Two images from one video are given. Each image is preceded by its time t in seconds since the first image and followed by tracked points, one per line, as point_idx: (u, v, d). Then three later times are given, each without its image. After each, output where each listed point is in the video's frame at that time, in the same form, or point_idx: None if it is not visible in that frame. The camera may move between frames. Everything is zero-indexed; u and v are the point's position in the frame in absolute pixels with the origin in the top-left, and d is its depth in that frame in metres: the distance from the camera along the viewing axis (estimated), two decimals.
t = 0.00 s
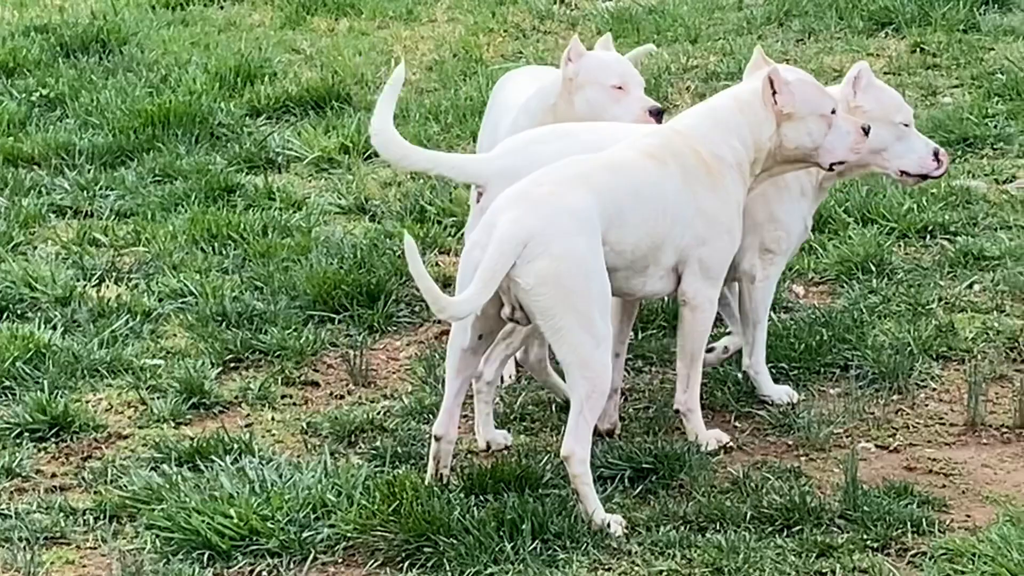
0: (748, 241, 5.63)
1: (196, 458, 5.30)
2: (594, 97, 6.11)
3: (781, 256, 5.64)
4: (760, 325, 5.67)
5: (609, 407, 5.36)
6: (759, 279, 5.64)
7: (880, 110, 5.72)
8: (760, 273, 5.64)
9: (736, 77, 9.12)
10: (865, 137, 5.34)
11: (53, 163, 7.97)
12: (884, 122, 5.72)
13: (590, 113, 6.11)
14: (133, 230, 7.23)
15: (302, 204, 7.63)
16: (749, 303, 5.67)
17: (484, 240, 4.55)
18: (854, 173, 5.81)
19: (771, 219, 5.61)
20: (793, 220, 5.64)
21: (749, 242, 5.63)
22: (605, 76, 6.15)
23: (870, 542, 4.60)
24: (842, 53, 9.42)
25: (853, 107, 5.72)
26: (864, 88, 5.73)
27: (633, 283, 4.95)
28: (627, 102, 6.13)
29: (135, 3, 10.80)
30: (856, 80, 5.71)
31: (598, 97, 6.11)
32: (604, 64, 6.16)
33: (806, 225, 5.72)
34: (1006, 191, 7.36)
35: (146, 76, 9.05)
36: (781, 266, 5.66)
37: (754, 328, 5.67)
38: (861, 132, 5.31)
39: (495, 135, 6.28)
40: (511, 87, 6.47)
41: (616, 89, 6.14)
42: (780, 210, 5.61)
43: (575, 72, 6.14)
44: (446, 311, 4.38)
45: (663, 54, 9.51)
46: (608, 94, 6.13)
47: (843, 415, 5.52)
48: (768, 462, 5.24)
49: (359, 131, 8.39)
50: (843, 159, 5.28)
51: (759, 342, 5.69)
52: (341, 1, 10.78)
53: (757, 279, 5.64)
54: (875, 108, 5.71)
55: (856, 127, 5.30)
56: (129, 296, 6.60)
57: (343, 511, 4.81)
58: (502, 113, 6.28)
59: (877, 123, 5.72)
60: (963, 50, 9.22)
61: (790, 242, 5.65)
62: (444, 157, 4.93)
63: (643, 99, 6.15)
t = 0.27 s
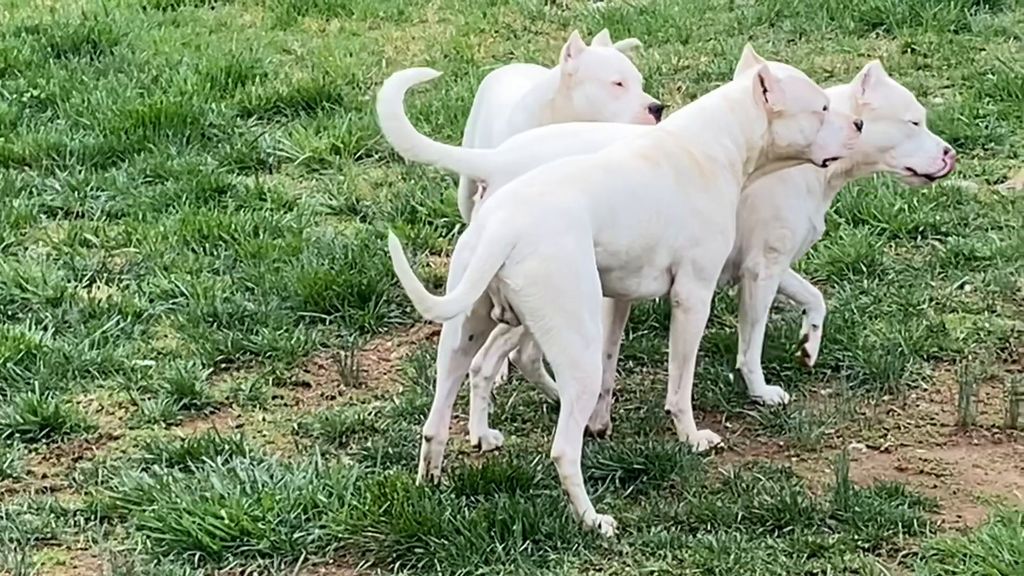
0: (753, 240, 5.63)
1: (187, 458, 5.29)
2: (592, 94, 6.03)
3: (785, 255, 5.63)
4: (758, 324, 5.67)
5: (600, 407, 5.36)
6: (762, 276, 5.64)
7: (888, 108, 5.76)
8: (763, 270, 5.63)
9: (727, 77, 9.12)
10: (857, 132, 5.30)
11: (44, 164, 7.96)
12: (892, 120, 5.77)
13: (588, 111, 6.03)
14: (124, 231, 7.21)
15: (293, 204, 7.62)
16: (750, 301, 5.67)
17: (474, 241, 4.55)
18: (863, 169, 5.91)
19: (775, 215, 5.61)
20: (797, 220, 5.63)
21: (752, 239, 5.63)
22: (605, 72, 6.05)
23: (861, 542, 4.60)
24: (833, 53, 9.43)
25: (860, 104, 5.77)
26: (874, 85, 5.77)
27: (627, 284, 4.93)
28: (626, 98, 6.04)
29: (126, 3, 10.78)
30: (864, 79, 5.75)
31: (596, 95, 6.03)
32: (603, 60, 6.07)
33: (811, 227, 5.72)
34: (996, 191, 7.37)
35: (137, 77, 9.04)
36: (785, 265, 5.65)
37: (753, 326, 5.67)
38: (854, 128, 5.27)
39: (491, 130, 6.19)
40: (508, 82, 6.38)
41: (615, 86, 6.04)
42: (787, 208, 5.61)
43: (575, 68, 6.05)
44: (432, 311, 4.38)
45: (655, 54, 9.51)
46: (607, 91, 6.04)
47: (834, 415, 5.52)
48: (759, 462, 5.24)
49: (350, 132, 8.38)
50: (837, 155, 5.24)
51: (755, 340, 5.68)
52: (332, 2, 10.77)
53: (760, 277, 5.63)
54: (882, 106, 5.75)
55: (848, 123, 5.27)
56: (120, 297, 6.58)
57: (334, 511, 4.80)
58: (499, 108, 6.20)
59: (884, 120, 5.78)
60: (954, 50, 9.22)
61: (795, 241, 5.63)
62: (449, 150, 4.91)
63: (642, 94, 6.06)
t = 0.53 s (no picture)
0: (754, 238, 5.66)
1: (178, 459, 5.28)
2: (588, 89, 6.03)
3: (785, 256, 5.66)
4: (754, 322, 5.69)
5: (591, 407, 5.36)
6: (761, 275, 5.67)
7: (900, 111, 5.83)
8: (762, 269, 5.67)
9: (718, 77, 9.13)
10: (849, 128, 5.29)
11: (35, 165, 7.94)
12: (905, 123, 5.83)
13: (584, 106, 6.04)
14: (115, 231, 7.20)
15: (284, 205, 7.61)
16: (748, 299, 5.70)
17: (464, 241, 4.54)
18: (876, 173, 5.94)
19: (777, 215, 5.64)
20: (799, 221, 5.66)
21: (754, 237, 5.66)
22: (600, 67, 6.06)
23: (852, 543, 4.60)
24: (824, 54, 9.43)
25: (872, 107, 5.84)
26: (886, 88, 5.82)
27: (620, 285, 4.93)
28: (622, 92, 6.05)
29: (117, 4, 10.76)
30: (877, 82, 5.81)
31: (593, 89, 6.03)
32: (597, 56, 6.08)
33: (815, 228, 5.72)
34: (987, 191, 7.38)
35: (128, 77, 9.02)
36: (785, 266, 5.69)
37: (750, 323, 5.69)
38: (844, 124, 5.26)
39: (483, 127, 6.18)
40: (497, 78, 6.37)
41: (610, 80, 6.05)
42: (789, 209, 5.64)
43: (569, 63, 6.05)
44: (419, 312, 4.36)
45: (646, 54, 9.51)
46: (603, 86, 6.04)
47: (825, 416, 5.52)
48: (750, 462, 5.24)
49: (342, 132, 8.37)
50: (828, 152, 5.24)
51: (751, 338, 5.69)
52: (324, 2, 10.76)
53: (759, 275, 5.67)
54: (894, 109, 5.82)
55: (839, 119, 5.26)
56: (111, 298, 6.57)
57: (325, 512, 4.79)
58: (491, 105, 6.18)
59: (897, 124, 5.84)
60: (945, 51, 9.23)
61: (795, 242, 5.67)
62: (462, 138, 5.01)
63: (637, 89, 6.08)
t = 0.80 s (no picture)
0: (755, 238, 5.64)
1: (168, 460, 5.27)
2: (579, 82, 5.99)
3: (785, 257, 5.64)
4: (748, 321, 5.67)
5: (581, 408, 5.36)
6: (760, 275, 5.65)
7: (917, 121, 5.69)
8: (760, 269, 5.64)
9: (707, 78, 9.13)
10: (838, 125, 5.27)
11: (24, 166, 7.92)
12: (920, 133, 5.69)
13: (575, 100, 6.00)
14: (104, 232, 7.18)
15: (274, 206, 7.60)
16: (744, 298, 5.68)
17: (454, 243, 4.54)
18: (891, 182, 5.82)
19: (779, 216, 5.60)
20: (800, 222, 5.61)
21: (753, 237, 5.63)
22: (589, 60, 6.01)
23: (842, 544, 4.60)
24: (814, 54, 9.44)
25: (888, 116, 5.71)
26: (902, 98, 5.69)
27: (610, 285, 4.93)
28: (613, 85, 6.00)
29: (106, 5, 10.74)
30: (894, 91, 5.68)
31: (583, 83, 5.98)
32: (587, 49, 6.02)
33: (819, 232, 5.67)
34: (976, 191, 7.39)
35: (117, 79, 9.00)
36: (784, 267, 5.66)
37: (745, 321, 5.67)
38: (833, 121, 5.24)
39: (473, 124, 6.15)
40: (487, 78, 6.34)
41: (600, 73, 6.00)
42: (792, 211, 5.60)
43: (560, 58, 6.01)
44: (408, 314, 4.36)
45: (636, 55, 9.52)
46: (593, 79, 6.00)
47: (815, 416, 5.52)
48: (740, 463, 5.24)
49: (331, 133, 8.36)
50: (817, 150, 5.22)
51: (744, 337, 5.68)
52: (313, 3, 10.75)
53: (757, 274, 5.65)
54: (911, 119, 5.69)
55: (827, 116, 5.25)
56: (101, 299, 6.56)
57: (315, 513, 4.78)
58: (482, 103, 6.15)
59: (913, 134, 5.71)
60: (934, 52, 9.25)
61: (796, 245, 5.63)
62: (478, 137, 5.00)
63: (628, 80, 6.03)
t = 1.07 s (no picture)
0: (758, 237, 5.59)
1: (158, 461, 5.26)
2: (568, 78, 5.95)
3: (790, 256, 5.60)
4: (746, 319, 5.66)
5: (571, 410, 5.35)
6: (762, 274, 5.62)
7: (925, 123, 5.59)
8: (762, 268, 5.61)
9: (697, 79, 9.13)
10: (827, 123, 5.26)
11: (14, 167, 7.91)
12: (929, 136, 5.60)
13: (564, 95, 5.96)
14: (94, 233, 7.17)
15: (264, 207, 7.59)
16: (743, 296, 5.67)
17: (444, 244, 4.53)
18: (901, 184, 5.74)
19: (782, 216, 5.55)
20: (803, 222, 5.57)
21: (755, 236, 5.59)
22: (578, 55, 5.97)
23: (832, 544, 4.60)
24: (804, 55, 9.44)
25: (897, 119, 5.63)
26: (911, 101, 5.60)
27: (600, 286, 4.92)
28: (602, 80, 5.96)
29: (97, 6, 10.73)
30: (901, 93, 5.59)
31: (572, 78, 5.95)
32: (576, 44, 5.99)
33: (824, 232, 5.61)
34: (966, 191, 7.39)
35: (107, 80, 8.99)
36: (787, 266, 5.62)
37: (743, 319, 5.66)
38: (823, 120, 5.23)
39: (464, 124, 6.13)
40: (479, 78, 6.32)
41: (589, 68, 5.96)
42: (795, 211, 5.56)
43: (549, 54, 5.99)
44: (401, 316, 4.35)
45: (626, 56, 9.52)
46: (582, 74, 5.96)
47: (804, 417, 5.52)
48: (730, 464, 5.24)
49: (321, 134, 8.36)
50: (806, 149, 5.21)
51: (742, 334, 5.67)
52: (303, 4, 10.74)
53: (758, 274, 5.62)
54: (918, 121, 5.59)
55: (817, 114, 5.23)
56: (91, 300, 6.55)
57: (305, 514, 4.78)
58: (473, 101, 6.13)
59: (920, 136, 5.61)
60: (924, 53, 9.26)
61: (800, 245, 5.59)
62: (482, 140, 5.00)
63: (616, 75, 5.99)
